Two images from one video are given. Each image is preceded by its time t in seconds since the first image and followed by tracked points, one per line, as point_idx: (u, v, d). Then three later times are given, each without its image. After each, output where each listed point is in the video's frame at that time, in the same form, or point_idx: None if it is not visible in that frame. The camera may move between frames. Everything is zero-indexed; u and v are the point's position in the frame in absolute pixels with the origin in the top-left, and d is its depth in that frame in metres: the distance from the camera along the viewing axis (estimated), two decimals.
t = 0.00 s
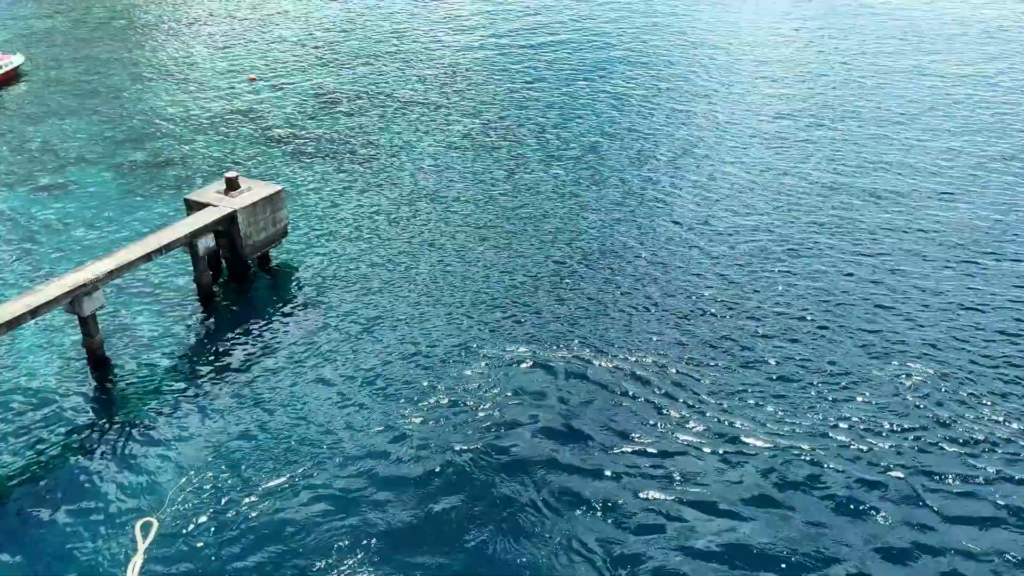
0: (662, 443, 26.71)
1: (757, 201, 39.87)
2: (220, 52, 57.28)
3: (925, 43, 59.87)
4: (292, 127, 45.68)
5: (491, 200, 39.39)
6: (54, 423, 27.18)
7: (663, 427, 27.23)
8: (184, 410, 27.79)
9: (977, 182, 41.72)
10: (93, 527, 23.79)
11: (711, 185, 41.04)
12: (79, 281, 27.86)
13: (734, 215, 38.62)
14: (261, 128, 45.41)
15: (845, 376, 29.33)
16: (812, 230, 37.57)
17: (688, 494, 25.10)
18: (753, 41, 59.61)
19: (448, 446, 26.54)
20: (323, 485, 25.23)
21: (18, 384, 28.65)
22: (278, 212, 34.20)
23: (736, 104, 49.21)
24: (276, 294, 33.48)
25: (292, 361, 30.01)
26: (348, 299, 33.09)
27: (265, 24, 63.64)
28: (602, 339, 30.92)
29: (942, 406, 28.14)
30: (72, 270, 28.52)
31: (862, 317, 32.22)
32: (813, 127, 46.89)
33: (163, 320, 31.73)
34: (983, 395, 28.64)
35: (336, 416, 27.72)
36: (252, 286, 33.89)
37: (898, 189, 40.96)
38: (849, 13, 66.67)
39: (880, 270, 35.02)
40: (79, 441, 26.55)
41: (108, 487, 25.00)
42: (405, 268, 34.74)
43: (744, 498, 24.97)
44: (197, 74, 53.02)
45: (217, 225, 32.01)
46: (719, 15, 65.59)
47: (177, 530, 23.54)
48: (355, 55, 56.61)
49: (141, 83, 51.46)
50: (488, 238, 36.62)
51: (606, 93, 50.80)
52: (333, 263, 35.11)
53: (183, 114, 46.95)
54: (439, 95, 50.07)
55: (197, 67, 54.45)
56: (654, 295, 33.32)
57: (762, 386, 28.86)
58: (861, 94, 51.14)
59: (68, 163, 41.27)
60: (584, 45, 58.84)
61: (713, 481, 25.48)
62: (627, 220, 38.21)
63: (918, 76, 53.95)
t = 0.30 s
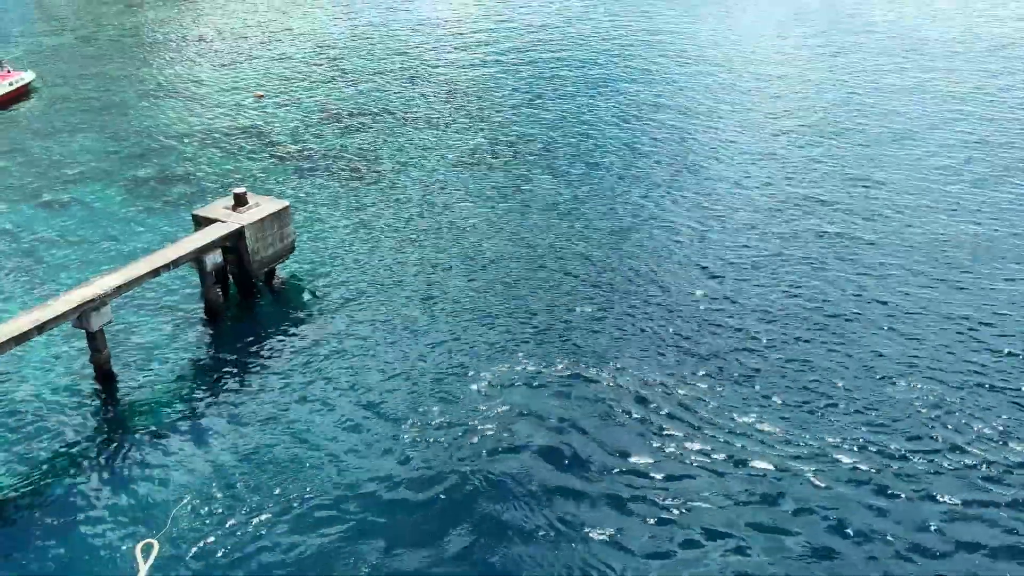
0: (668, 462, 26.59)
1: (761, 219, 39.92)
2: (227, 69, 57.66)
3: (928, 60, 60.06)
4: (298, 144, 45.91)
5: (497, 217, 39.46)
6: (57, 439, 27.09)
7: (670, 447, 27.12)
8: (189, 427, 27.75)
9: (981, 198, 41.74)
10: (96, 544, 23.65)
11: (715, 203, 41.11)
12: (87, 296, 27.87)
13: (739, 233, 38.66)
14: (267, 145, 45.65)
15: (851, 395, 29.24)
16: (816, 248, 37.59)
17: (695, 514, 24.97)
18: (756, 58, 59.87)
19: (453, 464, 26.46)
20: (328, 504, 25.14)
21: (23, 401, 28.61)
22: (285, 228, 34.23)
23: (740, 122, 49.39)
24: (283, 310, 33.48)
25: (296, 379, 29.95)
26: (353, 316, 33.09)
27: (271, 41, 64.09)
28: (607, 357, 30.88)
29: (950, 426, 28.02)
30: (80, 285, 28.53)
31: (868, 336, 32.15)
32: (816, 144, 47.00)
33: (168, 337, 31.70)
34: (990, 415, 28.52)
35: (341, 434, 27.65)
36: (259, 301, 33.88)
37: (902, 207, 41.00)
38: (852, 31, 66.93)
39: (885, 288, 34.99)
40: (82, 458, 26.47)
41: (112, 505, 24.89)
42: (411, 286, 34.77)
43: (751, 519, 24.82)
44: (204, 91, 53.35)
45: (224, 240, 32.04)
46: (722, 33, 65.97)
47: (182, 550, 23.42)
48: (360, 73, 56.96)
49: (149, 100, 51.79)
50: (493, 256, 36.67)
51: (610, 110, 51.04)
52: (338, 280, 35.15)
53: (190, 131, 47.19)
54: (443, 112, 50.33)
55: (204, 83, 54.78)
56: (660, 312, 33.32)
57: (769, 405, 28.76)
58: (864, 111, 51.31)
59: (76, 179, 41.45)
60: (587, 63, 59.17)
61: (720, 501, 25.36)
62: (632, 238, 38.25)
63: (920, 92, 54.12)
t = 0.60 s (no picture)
0: (675, 482, 26.37)
1: (766, 237, 39.93)
2: (234, 87, 58.05)
3: (931, 79, 60.30)
4: (304, 161, 46.08)
5: (502, 235, 39.51)
6: (61, 456, 26.92)
7: (676, 466, 26.93)
8: (194, 444, 27.62)
9: (987, 216, 41.74)
10: (98, 563, 23.43)
11: (721, 221, 41.12)
12: (92, 313, 27.82)
13: (745, 250, 38.66)
14: (274, 162, 45.83)
15: (858, 415, 29.10)
16: (822, 266, 37.56)
17: (700, 537, 24.68)
18: (760, 77, 60.15)
19: (459, 483, 26.28)
20: (332, 523, 24.96)
21: (27, 417, 28.49)
22: (291, 245, 34.24)
23: (745, 140, 49.51)
24: (287, 327, 33.37)
25: (301, 395, 29.85)
26: (359, 333, 33.03)
27: (278, 60, 64.57)
28: (613, 375, 30.78)
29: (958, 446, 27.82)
30: (86, 301, 28.48)
31: (876, 355, 32.02)
32: (821, 163, 47.06)
33: (173, 353, 31.64)
34: (998, 435, 28.32)
35: (345, 452, 27.50)
36: (263, 318, 33.78)
37: (908, 224, 41.00)
38: (855, 50, 67.23)
39: (892, 306, 34.88)
40: (83, 476, 26.22)
41: (115, 522, 24.69)
42: (416, 302, 34.76)
43: (759, 539, 24.58)
44: (211, 109, 53.68)
45: (230, 257, 32.04)
46: (725, 53, 66.37)
47: (186, 568, 23.23)
48: (366, 91, 57.32)
49: (156, 117, 52.08)
50: (499, 273, 36.68)
51: (615, 128, 51.24)
52: (344, 296, 35.15)
53: (197, 148, 47.41)
54: (448, 130, 50.56)
55: (212, 101, 55.12)
56: (665, 331, 33.24)
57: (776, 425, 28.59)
58: (868, 129, 51.45)
59: (83, 195, 41.57)
60: (592, 82, 59.51)
61: (726, 522, 25.10)
62: (638, 255, 38.25)
63: (924, 111, 54.30)
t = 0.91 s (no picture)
0: (679, 501, 26.15)
1: (770, 252, 39.85)
2: (239, 107, 58.38)
3: (933, 99, 60.52)
4: (308, 180, 46.22)
5: (506, 252, 39.49)
6: (63, 475, 26.81)
7: (682, 485, 26.69)
8: (196, 463, 27.48)
9: (993, 229, 41.54)
10: None
11: (725, 235, 40.98)
12: (96, 331, 27.79)
13: (749, 265, 38.48)
14: (278, 182, 45.97)
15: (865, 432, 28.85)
16: (827, 280, 37.35)
17: (706, 559, 24.37)
18: (762, 98, 60.45)
19: (462, 503, 26.09)
20: (335, 543, 24.76)
21: (29, 435, 28.39)
22: (295, 264, 34.27)
23: (748, 158, 49.55)
24: (291, 345, 33.32)
25: (304, 414, 29.71)
26: (362, 351, 32.94)
27: (284, 81, 65.01)
28: (617, 392, 30.60)
29: (965, 463, 27.54)
30: (90, 320, 28.48)
31: (882, 371, 31.77)
32: (824, 180, 47.08)
33: (176, 371, 31.57)
34: (1006, 451, 28.05)
35: (348, 471, 27.34)
36: (267, 337, 33.73)
37: (913, 237, 40.82)
38: (857, 71, 67.55)
39: (897, 321, 34.64)
40: (85, 496, 26.03)
41: (117, 542, 24.53)
42: (419, 321, 34.70)
43: (764, 560, 24.34)
44: (216, 129, 53.96)
45: (234, 275, 32.09)
46: (728, 75, 66.77)
47: None
48: (370, 111, 57.63)
49: (162, 137, 52.33)
50: (503, 291, 36.63)
51: (618, 147, 51.37)
52: (346, 314, 35.12)
53: (202, 167, 47.59)
54: (452, 150, 50.74)
55: (217, 121, 55.41)
56: (670, 347, 33.05)
57: (782, 442, 28.34)
58: (871, 147, 51.46)
59: (89, 214, 41.70)
60: (595, 103, 59.78)
61: (733, 544, 24.80)
62: (642, 271, 38.11)
63: (927, 129, 54.41)
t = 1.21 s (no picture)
0: (682, 521, 25.88)
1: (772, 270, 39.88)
2: (242, 125, 58.55)
3: (934, 117, 60.68)
4: (310, 198, 46.21)
5: (508, 270, 39.42)
6: (61, 491, 26.63)
7: (684, 504, 26.48)
8: (195, 479, 27.32)
9: (996, 248, 41.46)
10: None
11: (727, 253, 40.92)
12: (97, 347, 27.71)
13: (753, 283, 38.36)
14: (281, 198, 46.09)
15: (869, 451, 28.61)
16: (831, 298, 37.20)
17: None
18: (764, 116, 60.64)
19: (462, 523, 25.80)
20: (334, 562, 24.53)
21: (26, 454, 28.13)
22: (296, 280, 34.22)
23: (750, 176, 49.58)
24: (292, 361, 33.20)
25: (304, 432, 29.50)
26: (363, 369, 32.80)
27: (287, 98, 65.26)
28: (619, 411, 30.40)
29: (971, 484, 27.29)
30: (91, 336, 28.36)
31: (886, 389, 31.58)
32: (825, 197, 47.20)
33: (176, 388, 31.43)
34: (1011, 471, 27.81)
35: (348, 489, 27.17)
36: (268, 353, 33.59)
37: (917, 255, 40.72)
38: (859, 90, 67.81)
39: (901, 339, 34.48)
40: (83, 512, 25.84)
41: (114, 562, 24.25)
42: (421, 339, 34.56)
43: None
44: (220, 146, 54.08)
45: (236, 291, 31.99)
46: (730, 93, 67.01)
47: None
48: (373, 129, 57.78)
49: (165, 154, 52.43)
50: (505, 309, 36.54)
51: (620, 165, 51.44)
52: (348, 332, 34.99)
53: (205, 185, 47.65)
54: (454, 168, 50.84)
55: (220, 139, 55.58)
56: (673, 365, 32.88)
57: (786, 461, 28.12)
58: (873, 165, 51.51)
59: (91, 231, 41.70)
60: (597, 121, 59.97)
61: (735, 563, 24.55)
62: (645, 289, 38.01)
63: (930, 148, 54.52)
